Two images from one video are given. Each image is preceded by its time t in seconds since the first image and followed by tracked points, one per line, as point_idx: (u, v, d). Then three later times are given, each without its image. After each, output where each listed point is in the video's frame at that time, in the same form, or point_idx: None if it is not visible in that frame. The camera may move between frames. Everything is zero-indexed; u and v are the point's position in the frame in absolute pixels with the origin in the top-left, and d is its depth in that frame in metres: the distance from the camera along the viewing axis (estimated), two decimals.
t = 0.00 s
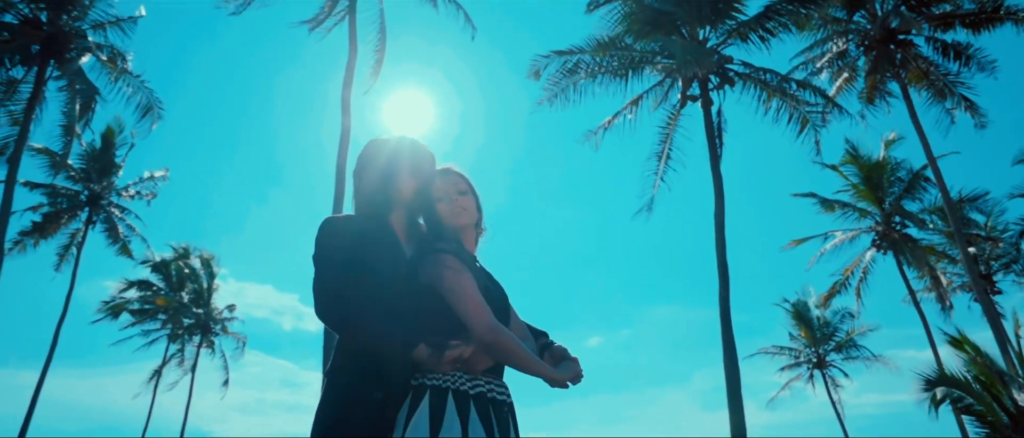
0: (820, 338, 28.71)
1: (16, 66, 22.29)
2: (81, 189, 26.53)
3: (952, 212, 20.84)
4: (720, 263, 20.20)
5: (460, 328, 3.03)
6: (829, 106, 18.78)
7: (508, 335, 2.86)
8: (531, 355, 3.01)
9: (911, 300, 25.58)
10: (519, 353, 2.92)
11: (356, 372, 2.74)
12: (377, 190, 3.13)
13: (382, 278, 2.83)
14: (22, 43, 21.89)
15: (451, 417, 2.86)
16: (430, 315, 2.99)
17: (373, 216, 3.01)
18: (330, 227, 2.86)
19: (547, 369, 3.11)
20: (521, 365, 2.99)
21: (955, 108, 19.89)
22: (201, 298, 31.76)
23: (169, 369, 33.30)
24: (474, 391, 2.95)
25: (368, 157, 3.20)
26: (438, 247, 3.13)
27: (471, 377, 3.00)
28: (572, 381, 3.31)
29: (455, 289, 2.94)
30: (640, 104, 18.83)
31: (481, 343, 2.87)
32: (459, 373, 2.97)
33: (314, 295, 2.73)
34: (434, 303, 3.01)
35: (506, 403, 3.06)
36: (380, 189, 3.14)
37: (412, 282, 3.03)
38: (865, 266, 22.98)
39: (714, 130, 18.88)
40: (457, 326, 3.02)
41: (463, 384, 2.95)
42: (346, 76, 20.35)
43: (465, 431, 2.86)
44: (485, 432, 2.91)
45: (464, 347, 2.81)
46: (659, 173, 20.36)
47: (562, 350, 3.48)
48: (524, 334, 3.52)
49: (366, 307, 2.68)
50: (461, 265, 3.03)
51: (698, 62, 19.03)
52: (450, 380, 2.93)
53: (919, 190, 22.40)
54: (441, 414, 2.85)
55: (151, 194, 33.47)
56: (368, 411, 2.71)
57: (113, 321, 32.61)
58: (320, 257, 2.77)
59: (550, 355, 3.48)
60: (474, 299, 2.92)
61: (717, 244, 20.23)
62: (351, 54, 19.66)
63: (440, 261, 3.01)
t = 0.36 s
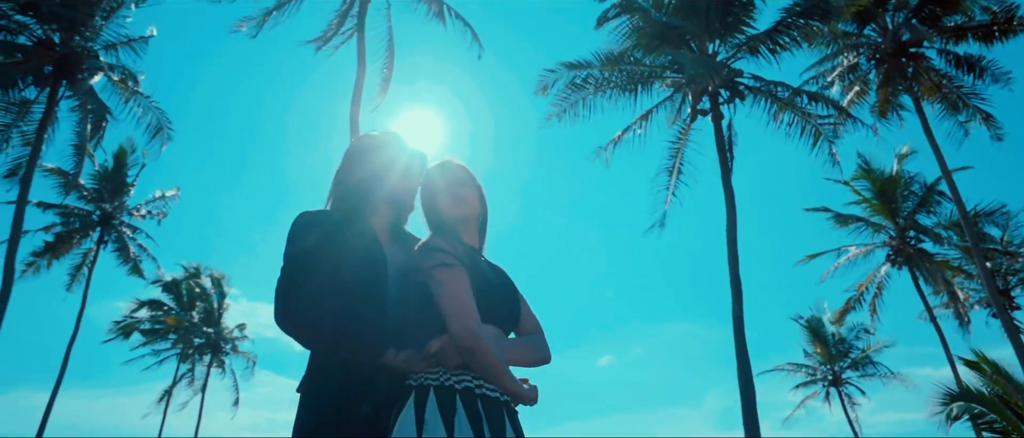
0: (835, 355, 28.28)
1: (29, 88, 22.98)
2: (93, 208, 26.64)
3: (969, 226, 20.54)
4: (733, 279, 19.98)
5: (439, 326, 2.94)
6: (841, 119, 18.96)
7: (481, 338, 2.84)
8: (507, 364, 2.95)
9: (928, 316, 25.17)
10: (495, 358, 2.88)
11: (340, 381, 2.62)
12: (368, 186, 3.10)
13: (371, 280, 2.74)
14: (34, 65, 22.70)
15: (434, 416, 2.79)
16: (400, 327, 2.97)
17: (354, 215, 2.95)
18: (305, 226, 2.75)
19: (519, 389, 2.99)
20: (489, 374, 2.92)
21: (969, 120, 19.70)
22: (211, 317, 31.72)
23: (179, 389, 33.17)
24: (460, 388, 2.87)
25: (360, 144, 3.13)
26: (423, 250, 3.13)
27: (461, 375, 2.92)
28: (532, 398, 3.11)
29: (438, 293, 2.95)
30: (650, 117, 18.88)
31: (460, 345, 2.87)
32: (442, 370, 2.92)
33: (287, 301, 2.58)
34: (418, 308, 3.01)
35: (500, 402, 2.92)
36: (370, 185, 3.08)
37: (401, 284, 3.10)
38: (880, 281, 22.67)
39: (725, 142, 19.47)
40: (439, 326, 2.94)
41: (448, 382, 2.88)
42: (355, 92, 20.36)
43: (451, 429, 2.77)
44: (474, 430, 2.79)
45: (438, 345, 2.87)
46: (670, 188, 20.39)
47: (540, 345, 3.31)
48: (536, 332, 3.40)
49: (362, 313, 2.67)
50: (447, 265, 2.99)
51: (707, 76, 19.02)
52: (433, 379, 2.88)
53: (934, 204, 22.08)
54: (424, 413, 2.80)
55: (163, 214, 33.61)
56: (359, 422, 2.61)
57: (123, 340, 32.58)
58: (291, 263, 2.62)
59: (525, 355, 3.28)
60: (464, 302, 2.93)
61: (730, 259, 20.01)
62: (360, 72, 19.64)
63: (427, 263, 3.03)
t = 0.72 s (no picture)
0: (864, 369, 27.71)
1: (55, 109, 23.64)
2: (117, 229, 26.95)
3: (999, 235, 20.03)
4: (757, 292, 19.67)
5: (428, 333, 2.87)
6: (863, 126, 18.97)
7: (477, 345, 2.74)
8: (504, 372, 2.85)
9: (959, 328, 24.59)
10: (490, 364, 2.78)
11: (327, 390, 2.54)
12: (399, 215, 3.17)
13: (364, 289, 2.61)
14: (60, 87, 23.39)
15: (423, 423, 2.67)
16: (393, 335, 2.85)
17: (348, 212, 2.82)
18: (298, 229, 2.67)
19: (517, 396, 2.89)
20: (482, 381, 2.81)
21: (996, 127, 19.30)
22: (233, 336, 31.85)
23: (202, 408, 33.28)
24: (451, 393, 2.76)
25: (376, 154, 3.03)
26: (412, 256, 3.04)
27: (450, 383, 2.80)
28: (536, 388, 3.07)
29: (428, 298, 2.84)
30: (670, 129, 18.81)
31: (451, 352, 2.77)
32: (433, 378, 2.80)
33: (281, 308, 2.56)
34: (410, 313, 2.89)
35: (491, 408, 2.80)
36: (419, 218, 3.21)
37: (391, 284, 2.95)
38: (908, 293, 22.19)
39: (745, 154, 19.53)
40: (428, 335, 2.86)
41: (438, 388, 2.76)
42: (373, 109, 20.42)
43: (437, 431, 2.66)
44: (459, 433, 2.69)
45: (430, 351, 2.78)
46: (690, 199, 20.29)
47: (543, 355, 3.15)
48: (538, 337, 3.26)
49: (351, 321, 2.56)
50: (438, 271, 2.91)
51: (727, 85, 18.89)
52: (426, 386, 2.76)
53: (962, 214, 21.56)
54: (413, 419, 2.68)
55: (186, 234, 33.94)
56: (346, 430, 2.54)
57: (147, 360, 32.79)
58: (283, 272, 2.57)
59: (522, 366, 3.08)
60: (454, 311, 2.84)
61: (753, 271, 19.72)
62: (378, 90, 19.74)
63: (413, 266, 2.92)
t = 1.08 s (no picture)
0: (890, 375, 27.21)
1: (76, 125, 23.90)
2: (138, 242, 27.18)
3: None
4: (779, 298, 19.39)
5: (433, 320, 2.89)
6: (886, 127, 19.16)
7: (488, 335, 2.81)
8: (506, 361, 2.91)
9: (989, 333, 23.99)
10: (495, 350, 2.83)
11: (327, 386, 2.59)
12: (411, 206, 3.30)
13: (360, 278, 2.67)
14: (81, 102, 23.74)
15: (436, 419, 2.72)
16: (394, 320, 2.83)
17: (344, 210, 2.91)
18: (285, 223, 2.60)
19: (517, 386, 2.96)
20: (492, 374, 2.88)
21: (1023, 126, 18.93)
22: (253, 348, 31.97)
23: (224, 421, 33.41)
24: (461, 388, 2.82)
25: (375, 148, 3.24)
26: (410, 243, 3.04)
27: (458, 374, 2.85)
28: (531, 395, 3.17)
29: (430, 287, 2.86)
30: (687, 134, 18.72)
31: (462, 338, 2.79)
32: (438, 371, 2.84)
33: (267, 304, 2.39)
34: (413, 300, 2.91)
35: (501, 405, 2.86)
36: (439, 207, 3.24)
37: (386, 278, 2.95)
38: (935, 298, 21.72)
39: (765, 156, 19.49)
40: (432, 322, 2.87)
41: (448, 384, 2.81)
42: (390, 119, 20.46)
43: (455, 431, 2.71)
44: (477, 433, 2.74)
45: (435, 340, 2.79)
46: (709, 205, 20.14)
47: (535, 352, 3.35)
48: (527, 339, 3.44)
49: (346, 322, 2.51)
50: (437, 260, 2.93)
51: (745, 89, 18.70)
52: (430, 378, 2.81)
53: (989, 216, 21.01)
54: (423, 413, 2.73)
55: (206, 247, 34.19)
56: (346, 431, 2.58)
57: (169, 373, 32.99)
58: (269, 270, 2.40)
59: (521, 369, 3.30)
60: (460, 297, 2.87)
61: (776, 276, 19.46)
62: (394, 100, 19.79)
63: (412, 255, 2.93)
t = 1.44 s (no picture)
0: (913, 384, 26.42)
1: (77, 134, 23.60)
2: (141, 253, 26.78)
3: None
4: (796, 305, 18.75)
5: (427, 299, 2.49)
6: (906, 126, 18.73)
7: (484, 312, 2.41)
8: (506, 351, 2.47)
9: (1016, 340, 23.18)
10: (496, 335, 2.39)
11: (300, 378, 2.21)
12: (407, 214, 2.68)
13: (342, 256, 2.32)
14: (83, 110, 23.43)
15: (424, 416, 2.21)
16: (384, 303, 2.47)
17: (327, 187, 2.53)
18: (265, 200, 2.35)
19: (519, 381, 2.49)
20: (490, 367, 2.42)
21: None
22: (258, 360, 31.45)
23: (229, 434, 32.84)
24: (454, 381, 2.32)
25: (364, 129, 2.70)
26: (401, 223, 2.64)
27: (448, 365, 2.37)
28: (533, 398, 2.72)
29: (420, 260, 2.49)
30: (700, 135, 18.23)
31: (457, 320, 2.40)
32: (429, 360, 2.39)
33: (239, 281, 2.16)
34: (409, 280, 2.51)
35: (499, 403, 2.35)
36: (448, 207, 2.72)
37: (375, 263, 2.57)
38: (959, 304, 20.99)
39: (781, 158, 18.92)
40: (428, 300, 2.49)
41: (438, 377, 2.31)
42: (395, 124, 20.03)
43: (445, 432, 2.19)
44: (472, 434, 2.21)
45: (427, 323, 2.40)
46: (724, 210, 19.60)
47: (531, 349, 2.98)
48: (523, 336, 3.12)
49: (325, 304, 2.22)
50: (435, 237, 2.52)
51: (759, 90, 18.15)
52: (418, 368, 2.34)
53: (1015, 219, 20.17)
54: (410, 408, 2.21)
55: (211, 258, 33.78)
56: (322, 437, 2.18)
57: (173, 386, 32.48)
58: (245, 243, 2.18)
59: (521, 367, 2.96)
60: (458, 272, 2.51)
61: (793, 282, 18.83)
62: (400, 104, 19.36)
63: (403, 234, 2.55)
